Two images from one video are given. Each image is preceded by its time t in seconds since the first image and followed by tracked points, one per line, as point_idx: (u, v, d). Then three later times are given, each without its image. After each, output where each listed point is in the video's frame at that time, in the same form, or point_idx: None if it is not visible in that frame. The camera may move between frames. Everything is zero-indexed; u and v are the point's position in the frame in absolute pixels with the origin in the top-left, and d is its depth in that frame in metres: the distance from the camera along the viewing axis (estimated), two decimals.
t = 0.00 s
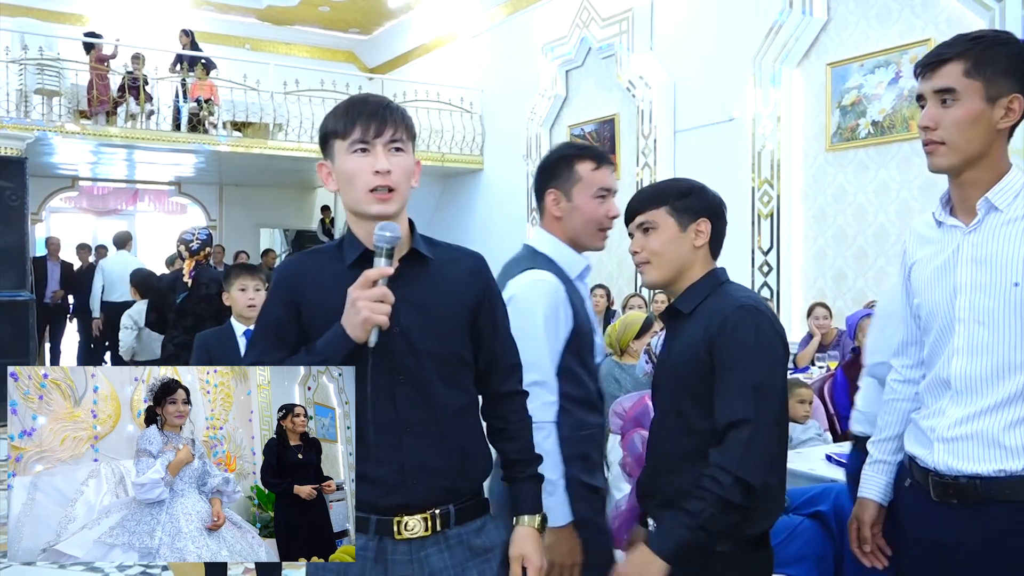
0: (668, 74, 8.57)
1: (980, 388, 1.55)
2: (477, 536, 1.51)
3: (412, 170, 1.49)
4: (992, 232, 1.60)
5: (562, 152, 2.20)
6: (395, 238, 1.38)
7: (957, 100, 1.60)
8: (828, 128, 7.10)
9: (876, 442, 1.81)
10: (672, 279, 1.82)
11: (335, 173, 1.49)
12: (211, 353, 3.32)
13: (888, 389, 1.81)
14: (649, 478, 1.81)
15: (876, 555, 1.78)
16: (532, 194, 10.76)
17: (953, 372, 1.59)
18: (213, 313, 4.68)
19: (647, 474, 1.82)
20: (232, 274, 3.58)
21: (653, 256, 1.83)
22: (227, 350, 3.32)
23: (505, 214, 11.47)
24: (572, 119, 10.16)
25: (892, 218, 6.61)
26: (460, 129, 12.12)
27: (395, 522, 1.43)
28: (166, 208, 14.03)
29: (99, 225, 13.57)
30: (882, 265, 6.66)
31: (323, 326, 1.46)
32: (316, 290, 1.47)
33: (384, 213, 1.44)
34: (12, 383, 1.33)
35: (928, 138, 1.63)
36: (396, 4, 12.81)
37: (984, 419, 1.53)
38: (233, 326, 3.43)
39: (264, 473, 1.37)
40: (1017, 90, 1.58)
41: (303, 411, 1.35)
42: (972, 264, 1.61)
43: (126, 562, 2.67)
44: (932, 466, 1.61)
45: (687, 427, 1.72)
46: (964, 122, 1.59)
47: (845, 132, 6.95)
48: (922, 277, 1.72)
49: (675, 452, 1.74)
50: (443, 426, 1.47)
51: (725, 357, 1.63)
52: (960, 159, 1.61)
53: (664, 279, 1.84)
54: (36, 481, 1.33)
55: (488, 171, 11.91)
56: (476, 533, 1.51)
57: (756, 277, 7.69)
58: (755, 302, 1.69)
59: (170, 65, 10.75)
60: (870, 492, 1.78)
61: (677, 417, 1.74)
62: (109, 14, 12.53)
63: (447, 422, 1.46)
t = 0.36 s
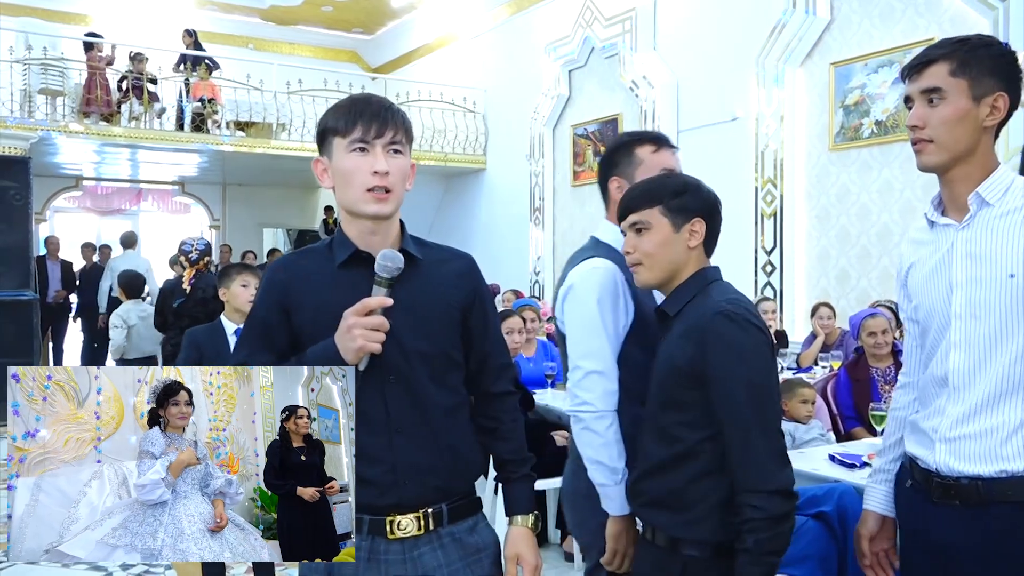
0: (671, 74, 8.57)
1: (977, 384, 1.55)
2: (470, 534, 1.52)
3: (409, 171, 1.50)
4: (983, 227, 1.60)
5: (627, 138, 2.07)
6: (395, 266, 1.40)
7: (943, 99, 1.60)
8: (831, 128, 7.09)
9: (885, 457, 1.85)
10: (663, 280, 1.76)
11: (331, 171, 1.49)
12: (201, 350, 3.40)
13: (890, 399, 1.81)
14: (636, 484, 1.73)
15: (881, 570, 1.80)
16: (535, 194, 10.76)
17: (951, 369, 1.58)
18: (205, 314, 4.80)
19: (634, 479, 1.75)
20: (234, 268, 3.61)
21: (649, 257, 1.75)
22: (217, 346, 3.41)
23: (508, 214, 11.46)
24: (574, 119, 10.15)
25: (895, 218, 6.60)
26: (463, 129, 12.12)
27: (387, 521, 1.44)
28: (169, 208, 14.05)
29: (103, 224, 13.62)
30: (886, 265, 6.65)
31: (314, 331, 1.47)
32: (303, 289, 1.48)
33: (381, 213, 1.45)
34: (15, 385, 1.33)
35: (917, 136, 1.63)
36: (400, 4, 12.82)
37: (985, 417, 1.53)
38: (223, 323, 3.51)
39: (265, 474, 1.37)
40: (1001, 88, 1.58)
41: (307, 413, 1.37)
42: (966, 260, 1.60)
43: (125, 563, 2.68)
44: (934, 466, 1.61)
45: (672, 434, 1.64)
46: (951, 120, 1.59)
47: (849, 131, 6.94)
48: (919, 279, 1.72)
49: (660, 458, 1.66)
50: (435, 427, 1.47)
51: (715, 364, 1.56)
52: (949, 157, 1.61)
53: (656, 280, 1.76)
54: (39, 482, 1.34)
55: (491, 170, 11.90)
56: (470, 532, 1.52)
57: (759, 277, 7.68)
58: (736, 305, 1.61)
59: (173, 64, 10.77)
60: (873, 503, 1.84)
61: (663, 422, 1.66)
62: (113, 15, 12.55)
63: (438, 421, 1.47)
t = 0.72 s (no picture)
0: (669, 72, 8.57)
1: (981, 385, 1.54)
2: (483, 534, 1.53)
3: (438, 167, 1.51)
4: (985, 224, 1.59)
5: (702, 144, 2.11)
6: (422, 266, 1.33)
7: (946, 95, 1.59)
8: (830, 125, 7.08)
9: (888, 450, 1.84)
10: (673, 279, 1.71)
11: (361, 162, 1.50)
12: (218, 347, 3.42)
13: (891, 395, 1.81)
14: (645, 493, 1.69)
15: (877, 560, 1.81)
16: (533, 192, 10.76)
17: (952, 368, 1.58)
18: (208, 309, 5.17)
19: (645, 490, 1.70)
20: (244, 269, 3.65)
21: (657, 255, 1.70)
22: (234, 341, 3.45)
23: (506, 212, 11.46)
24: (572, 117, 10.15)
25: (893, 215, 6.60)
26: (460, 128, 12.10)
27: (401, 522, 1.45)
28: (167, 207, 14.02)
29: (101, 224, 13.59)
30: (884, 263, 6.65)
31: (331, 323, 1.47)
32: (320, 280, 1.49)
33: (409, 208, 1.46)
34: (19, 383, 1.33)
35: (918, 133, 1.63)
36: (397, 3, 12.82)
37: (986, 417, 1.53)
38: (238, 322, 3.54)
39: (270, 476, 1.36)
40: (1005, 86, 1.58)
41: (310, 416, 1.36)
42: (965, 258, 1.60)
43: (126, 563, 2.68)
44: (934, 465, 1.61)
45: (679, 445, 1.60)
46: (953, 117, 1.58)
47: (847, 129, 6.93)
48: (921, 276, 1.71)
49: (668, 471, 1.62)
50: (450, 427, 1.48)
51: (718, 374, 1.51)
52: (951, 155, 1.61)
53: (665, 280, 1.72)
54: (43, 481, 1.33)
55: (489, 169, 11.89)
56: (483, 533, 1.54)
57: (758, 275, 7.69)
58: (752, 315, 1.57)
59: (171, 64, 10.74)
60: (871, 496, 1.84)
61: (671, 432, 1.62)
62: (110, 14, 12.53)
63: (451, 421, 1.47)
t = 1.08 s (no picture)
0: (664, 70, 8.57)
1: (978, 384, 1.55)
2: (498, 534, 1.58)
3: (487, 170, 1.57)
4: (982, 225, 1.60)
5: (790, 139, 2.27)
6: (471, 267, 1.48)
7: (946, 95, 1.60)
8: (825, 123, 7.09)
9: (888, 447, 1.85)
10: (675, 277, 1.72)
11: (412, 158, 1.55)
12: (232, 346, 3.40)
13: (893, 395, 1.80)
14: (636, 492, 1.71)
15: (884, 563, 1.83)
16: (528, 190, 10.75)
17: (949, 367, 1.59)
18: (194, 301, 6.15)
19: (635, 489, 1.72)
20: (246, 266, 3.66)
21: (660, 251, 1.71)
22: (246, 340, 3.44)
23: (501, 210, 11.45)
24: (568, 116, 10.16)
25: (888, 213, 6.62)
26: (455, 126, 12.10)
27: (421, 521, 1.48)
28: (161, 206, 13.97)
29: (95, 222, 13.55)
30: (879, 261, 6.67)
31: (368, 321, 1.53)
32: (359, 272, 1.54)
33: (461, 204, 1.52)
34: (21, 385, 1.33)
35: (918, 133, 1.63)
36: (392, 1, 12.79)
37: (982, 414, 1.53)
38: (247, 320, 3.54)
39: (270, 475, 1.37)
40: (1005, 85, 1.58)
41: (312, 415, 1.37)
42: (962, 258, 1.61)
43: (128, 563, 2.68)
44: (930, 461, 1.61)
45: (680, 448, 1.60)
46: (954, 117, 1.59)
47: (842, 127, 6.94)
48: (917, 276, 1.72)
49: (662, 471, 1.63)
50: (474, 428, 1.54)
51: (737, 388, 1.50)
52: (951, 155, 1.61)
53: (667, 278, 1.73)
54: (44, 482, 1.33)
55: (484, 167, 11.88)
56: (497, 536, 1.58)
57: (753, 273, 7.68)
58: (764, 321, 1.57)
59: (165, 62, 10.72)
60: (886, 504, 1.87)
61: (667, 437, 1.62)
62: (104, 12, 12.49)
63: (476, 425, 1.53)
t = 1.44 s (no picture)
0: (658, 69, 8.58)
1: (971, 382, 1.56)
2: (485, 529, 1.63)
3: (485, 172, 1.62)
4: (975, 223, 1.61)
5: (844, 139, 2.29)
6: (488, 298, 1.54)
7: (936, 98, 1.61)
8: (818, 122, 7.12)
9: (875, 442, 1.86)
10: (670, 282, 1.74)
11: (414, 161, 1.59)
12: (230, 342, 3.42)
13: (877, 391, 1.84)
14: (619, 487, 1.76)
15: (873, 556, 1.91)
16: (522, 189, 10.75)
17: (944, 365, 1.60)
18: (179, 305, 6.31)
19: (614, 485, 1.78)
20: (248, 265, 3.68)
21: (659, 257, 1.72)
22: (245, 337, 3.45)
23: (495, 209, 11.44)
24: (561, 114, 10.16)
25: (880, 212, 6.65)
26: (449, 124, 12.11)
27: (419, 520, 1.51)
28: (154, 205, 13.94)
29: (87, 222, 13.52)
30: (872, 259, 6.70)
31: (368, 320, 1.57)
32: (363, 272, 1.58)
33: (464, 207, 1.58)
34: (24, 386, 1.34)
35: (910, 136, 1.64)
36: None
37: (974, 412, 1.55)
38: (247, 318, 3.56)
39: (272, 476, 1.37)
40: (993, 84, 1.59)
41: (313, 416, 1.38)
42: (955, 257, 1.62)
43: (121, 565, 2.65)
44: (922, 458, 1.62)
45: (674, 446, 1.67)
46: (945, 119, 1.60)
47: (834, 126, 6.96)
48: (908, 276, 1.74)
49: (654, 468, 1.69)
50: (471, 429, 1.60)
51: (748, 393, 1.59)
52: (944, 156, 1.62)
53: (662, 285, 1.74)
54: (46, 482, 1.33)
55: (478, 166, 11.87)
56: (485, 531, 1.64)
57: (746, 272, 7.69)
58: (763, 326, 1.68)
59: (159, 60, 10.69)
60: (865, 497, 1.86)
61: (661, 434, 1.68)
62: (96, 10, 12.45)
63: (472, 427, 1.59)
